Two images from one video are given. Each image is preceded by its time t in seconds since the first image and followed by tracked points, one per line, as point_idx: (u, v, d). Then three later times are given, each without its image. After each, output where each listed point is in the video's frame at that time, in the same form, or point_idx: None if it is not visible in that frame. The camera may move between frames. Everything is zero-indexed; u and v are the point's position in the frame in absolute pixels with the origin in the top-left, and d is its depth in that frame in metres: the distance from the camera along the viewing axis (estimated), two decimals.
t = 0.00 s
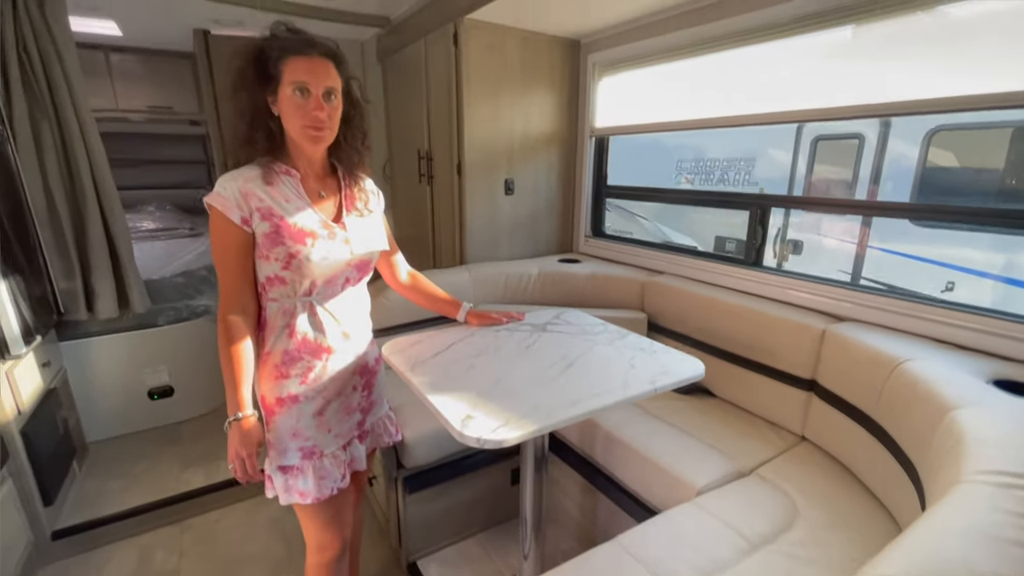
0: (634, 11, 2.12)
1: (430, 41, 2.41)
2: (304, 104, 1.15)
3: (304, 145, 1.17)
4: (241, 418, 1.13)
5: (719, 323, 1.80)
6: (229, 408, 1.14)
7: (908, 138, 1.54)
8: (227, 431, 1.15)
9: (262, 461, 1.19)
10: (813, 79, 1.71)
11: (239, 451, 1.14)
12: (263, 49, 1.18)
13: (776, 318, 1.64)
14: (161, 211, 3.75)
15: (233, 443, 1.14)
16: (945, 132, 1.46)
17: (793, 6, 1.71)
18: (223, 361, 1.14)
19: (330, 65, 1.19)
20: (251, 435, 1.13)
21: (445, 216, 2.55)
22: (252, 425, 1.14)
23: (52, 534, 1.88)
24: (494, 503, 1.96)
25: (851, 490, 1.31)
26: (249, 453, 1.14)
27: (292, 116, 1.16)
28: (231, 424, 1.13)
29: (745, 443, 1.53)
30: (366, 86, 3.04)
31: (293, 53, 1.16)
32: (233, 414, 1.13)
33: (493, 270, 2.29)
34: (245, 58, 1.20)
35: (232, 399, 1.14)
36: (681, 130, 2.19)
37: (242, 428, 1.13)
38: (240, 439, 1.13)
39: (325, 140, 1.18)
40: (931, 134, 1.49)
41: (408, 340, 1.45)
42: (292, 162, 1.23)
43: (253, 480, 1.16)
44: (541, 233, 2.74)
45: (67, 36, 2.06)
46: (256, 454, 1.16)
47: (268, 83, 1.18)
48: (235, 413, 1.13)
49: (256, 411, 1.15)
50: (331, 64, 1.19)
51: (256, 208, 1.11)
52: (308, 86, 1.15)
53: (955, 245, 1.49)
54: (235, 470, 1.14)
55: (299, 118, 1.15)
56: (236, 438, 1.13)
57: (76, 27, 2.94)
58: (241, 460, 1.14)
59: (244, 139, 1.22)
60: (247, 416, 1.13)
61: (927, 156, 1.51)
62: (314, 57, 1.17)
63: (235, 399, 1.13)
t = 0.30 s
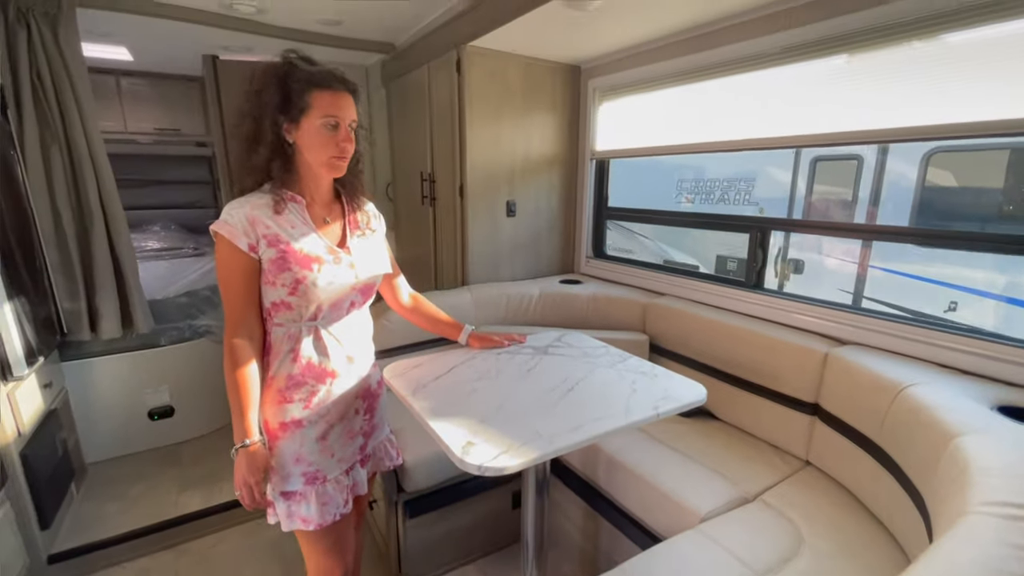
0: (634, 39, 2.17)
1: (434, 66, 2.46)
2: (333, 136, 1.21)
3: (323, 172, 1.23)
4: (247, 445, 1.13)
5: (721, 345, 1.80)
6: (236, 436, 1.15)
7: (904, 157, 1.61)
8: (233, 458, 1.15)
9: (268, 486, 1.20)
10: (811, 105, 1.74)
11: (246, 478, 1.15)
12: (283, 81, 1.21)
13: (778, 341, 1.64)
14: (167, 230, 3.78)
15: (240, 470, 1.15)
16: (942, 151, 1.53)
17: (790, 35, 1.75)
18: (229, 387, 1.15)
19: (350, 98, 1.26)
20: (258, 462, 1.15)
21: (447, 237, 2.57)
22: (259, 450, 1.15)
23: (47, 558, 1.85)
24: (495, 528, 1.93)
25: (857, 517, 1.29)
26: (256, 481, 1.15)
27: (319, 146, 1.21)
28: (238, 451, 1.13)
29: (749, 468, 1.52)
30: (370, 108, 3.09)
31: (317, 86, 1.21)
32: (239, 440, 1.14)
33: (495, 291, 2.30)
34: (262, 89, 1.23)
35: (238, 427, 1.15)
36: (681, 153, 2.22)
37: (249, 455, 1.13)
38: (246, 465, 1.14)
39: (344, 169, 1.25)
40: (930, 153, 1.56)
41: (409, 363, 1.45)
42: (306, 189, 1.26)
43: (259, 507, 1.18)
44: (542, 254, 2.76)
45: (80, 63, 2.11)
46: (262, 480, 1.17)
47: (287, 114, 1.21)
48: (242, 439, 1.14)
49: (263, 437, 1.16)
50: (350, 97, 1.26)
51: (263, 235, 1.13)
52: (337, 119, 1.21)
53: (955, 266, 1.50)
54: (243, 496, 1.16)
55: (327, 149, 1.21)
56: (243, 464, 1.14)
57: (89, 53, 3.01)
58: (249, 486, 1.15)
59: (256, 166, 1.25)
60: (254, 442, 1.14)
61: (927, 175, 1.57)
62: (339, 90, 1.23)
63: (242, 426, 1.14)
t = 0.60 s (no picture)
0: (632, 56, 2.19)
1: (434, 83, 2.48)
2: (346, 155, 1.24)
3: (337, 190, 1.26)
4: (252, 467, 1.12)
5: (722, 360, 1.80)
6: (239, 458, 1.14)
7: (898, 172, 1.63)
8: (236, 481, 1.14)
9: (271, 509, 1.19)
10: (808, 122, 1.75)
11: (251, 502, 1.14)
12: (295, 99, 1.22)
13: (779, 357, 1.63)
14: (164, 244, 3.77)
15: (245, 493, 1.14)
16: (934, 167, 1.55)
17: (787, 54, 1.77)
18: (232, 408, 1.14)
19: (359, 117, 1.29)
20: (263, 485, 1.13)
21: (447, 252, 2.56)
22: (263, 472, 1.14)
23: None
24: (495, 547, 1.90)
25: (862, 536, 1.27)
26: (262, 503, 1.14)
27: (332, 164, 1.23)
28: (243, 474, 1.12)
29: (752, 486, 1.50)
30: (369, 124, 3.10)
31: (330, 105, 1.23)
32: (244, 462, 1.13)
33: (494, 306, 2.29)
34: (271, 106, 1.24)
35: (242, 448, 1.14)
36: (679, 168, 2.23)
37: (254, 478, 1.12)
38: (251, 488, 1.13)
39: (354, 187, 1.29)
40: (923, 168, 1.57)
41: (409, 380, 1.44)
42: (316, 208, 1.27)
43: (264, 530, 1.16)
44: (542, 268, 2.76)
45: (81, 80, 2.11)
46: (267, 503, 1.16)
47: (298, 131, 1.21)
48: (246, 462, 1.13)
49: (266, 459, 1.15)
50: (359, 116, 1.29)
51: (266, 254, 1.13)
52: (350, 138, 1.24)
53: (954, 279, 1.50)
54: (247, 520, 1.15)
55: (341, 168, 1.24)
56: (248, 488, 1.13)
57: (89, 69, 3.02)
58: (254, 510, 1.14)
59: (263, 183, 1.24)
60: (259, 464, 1.13)
61: (921, 190, 1.58)
62: (350, 109, 1.26)
63: (246, 447, 1.13)
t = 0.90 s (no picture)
0: (627, 71, 2.20)
1: (430, 95, 2.48)
2: (344, 168, 1.23)
3: (335, 205, 1.25)
4: (252, 489, 1.09)
5: (722, 374, 1.79)
6: (237, 480, 1.11)
7: (889, 182, 1.64)
8: (235, 503, 1.12)
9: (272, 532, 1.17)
10: (802, 135, 1.77)
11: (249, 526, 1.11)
12: (292, 112, 1.21)
13: (779, 370, 1.62)
14: (155, 256, 3.72)
15: (244, 516, 1.11)
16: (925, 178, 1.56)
17: (781, 69, 1.78)
18: (229, 428, 1.11)
19: (358, 130, 1.28)
20: (262, 508, 1.11)
21: (442, 264, 2.55)
22: (262, 493, 1.11)
23: None
24: (493, 566, 1.87)
25: (865, 552, 1.26)
26: (262, 527, 1.11)
27: (330, 179, 1.22)
28: (241, 496, 1.09)
29: (754, 501, 1.49)
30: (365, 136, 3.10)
31: (328, 119, 1.22)
32: (242, 485, 1.10)
33: (491, 319, 2.28)
34: (268, 119, 1.23)
35: (240, 470, 1.11)
36: (675, 181, 2.24)
37: (252, 501, 1.10)
38: (251, 510, 1.10)
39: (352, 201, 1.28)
40: (913, 179, 1.59)
41: (407, 397, 1.41)
42: (314, 223, 1.26)
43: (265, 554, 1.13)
44: (538, 280, 2.75)
45: (72, 91, 2.09)
46: (268, 526, 1.13)
47: (295, 145, 1.20)
48: (244, 483, 1.10)
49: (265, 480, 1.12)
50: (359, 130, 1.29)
51: (264, 270, 1.11)
52: (348, 151, 1.23)
53: (946, 288, 1.53)
54: (247, 544, 1.12)
55: (339, 182, 1.22)
56: (248, 510, 1.10)
57: (80, 79, 3.00)
58: (254, 533, 1.12)
59: (259, 197, 1.23)
60: (258, 486, 1.10)
61: (911, 200, 1.60)
62: (348, 123, 1.25)
63: (244, 469, 1.10)
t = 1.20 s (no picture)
0: (622, 82, 2.21)
1: (424, 105, 2.46)
2: (337, 177, 1.20)
3: (328, 217, 1.22)
4: (243, 512, 1.05)
5: (721, 384, 1.78)
6: (228, 503, 1.07)
7: (875, 191, 1.67)
8: (226, 527, 1.07)
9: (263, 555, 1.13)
10: (795, 146, 1.78)
11: (239, 550, 1.08)
12: (283, 122, 1.19)
13: (780, 381, 1.62)
14: (140, 265, 3.64)
15: (235, 539, 1.07)
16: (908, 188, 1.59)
17: (775, 81, 1.80)
18: (220, 448, 1.07)
19: (352, 139, 1.26)
20: (254, 531, 1.07)
21: (437, 274, 2.52)
22: (254, 516, 1.07)
23: None
24: None
25: (868, 565, 1.25)
26: (253, 551, 1.07)
27: (322, 189, 1.19)
28: (232, 519, 1.05)
29: (755, 514, 1.48)
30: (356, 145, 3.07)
31: (320, 129, 1.20)
32: (233, 508, 1.06)
33: (487, 330, 2.25)
34: (259, 130, 1.20)
35: (230, 493, 1.06)
36: (669, 190, 2.25)
37: (244, 524, 1.05)
38: (241, 534, 1.06)
39: (346, 211, 1.24)
40: (898, 188, 1.62)
41: (404, 413, 1.38)
42: (307, 235, 1.22)
43: None
44: (533, 290, 2.73)
45: (57, 99, 2.03)
46: (259, 550, 1.09)
47: (285, 156, 1.18)
48: (236, 506, 1.06)
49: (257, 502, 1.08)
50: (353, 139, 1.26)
51: (258, 285, 1.08)
52: (341, 160, 1.21)
53: (931, 296, 1.56)
54: (237, 569, 1.08)
55: (332, 191, 1.19)
56: (237, 534, 1.06)
57: (64, 86, 2.93)
58: (244, 557, 1.08)
59: (250, 210, 1.20)
60: (250, 508, 1.06)
61: (896, 207, 1.63)
62: (342, 132, 1.23)
63: (235, 491, 1.06)
